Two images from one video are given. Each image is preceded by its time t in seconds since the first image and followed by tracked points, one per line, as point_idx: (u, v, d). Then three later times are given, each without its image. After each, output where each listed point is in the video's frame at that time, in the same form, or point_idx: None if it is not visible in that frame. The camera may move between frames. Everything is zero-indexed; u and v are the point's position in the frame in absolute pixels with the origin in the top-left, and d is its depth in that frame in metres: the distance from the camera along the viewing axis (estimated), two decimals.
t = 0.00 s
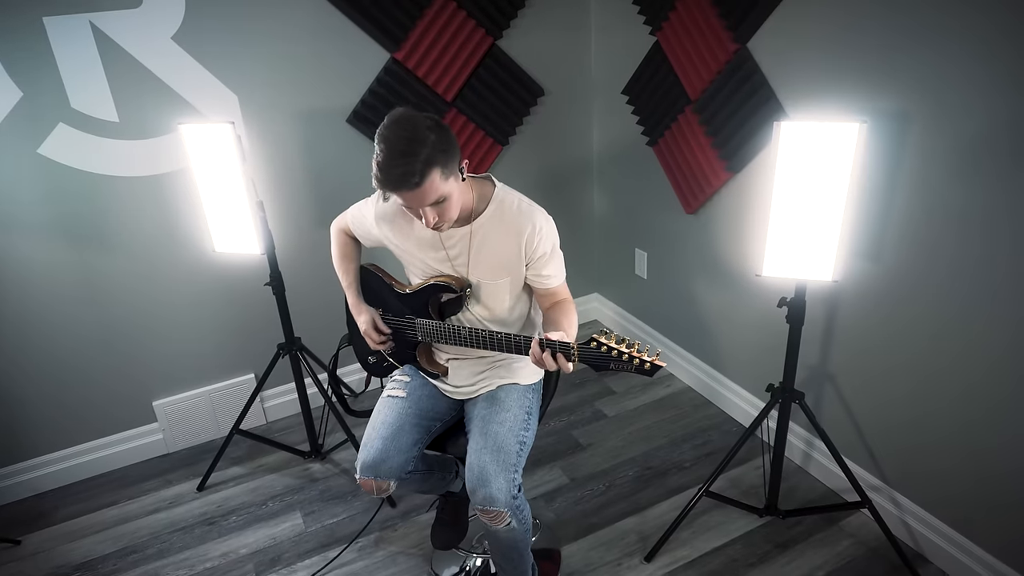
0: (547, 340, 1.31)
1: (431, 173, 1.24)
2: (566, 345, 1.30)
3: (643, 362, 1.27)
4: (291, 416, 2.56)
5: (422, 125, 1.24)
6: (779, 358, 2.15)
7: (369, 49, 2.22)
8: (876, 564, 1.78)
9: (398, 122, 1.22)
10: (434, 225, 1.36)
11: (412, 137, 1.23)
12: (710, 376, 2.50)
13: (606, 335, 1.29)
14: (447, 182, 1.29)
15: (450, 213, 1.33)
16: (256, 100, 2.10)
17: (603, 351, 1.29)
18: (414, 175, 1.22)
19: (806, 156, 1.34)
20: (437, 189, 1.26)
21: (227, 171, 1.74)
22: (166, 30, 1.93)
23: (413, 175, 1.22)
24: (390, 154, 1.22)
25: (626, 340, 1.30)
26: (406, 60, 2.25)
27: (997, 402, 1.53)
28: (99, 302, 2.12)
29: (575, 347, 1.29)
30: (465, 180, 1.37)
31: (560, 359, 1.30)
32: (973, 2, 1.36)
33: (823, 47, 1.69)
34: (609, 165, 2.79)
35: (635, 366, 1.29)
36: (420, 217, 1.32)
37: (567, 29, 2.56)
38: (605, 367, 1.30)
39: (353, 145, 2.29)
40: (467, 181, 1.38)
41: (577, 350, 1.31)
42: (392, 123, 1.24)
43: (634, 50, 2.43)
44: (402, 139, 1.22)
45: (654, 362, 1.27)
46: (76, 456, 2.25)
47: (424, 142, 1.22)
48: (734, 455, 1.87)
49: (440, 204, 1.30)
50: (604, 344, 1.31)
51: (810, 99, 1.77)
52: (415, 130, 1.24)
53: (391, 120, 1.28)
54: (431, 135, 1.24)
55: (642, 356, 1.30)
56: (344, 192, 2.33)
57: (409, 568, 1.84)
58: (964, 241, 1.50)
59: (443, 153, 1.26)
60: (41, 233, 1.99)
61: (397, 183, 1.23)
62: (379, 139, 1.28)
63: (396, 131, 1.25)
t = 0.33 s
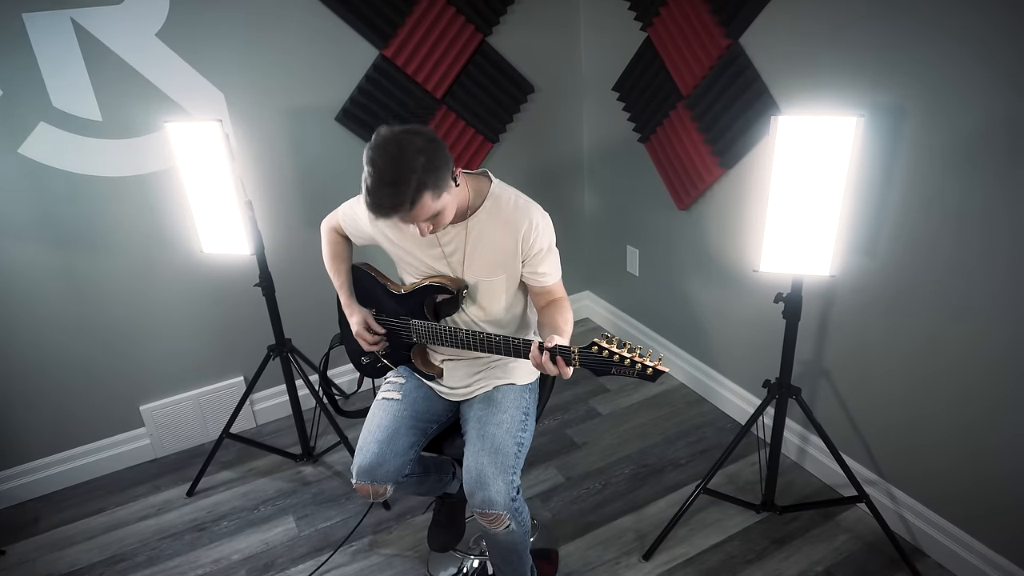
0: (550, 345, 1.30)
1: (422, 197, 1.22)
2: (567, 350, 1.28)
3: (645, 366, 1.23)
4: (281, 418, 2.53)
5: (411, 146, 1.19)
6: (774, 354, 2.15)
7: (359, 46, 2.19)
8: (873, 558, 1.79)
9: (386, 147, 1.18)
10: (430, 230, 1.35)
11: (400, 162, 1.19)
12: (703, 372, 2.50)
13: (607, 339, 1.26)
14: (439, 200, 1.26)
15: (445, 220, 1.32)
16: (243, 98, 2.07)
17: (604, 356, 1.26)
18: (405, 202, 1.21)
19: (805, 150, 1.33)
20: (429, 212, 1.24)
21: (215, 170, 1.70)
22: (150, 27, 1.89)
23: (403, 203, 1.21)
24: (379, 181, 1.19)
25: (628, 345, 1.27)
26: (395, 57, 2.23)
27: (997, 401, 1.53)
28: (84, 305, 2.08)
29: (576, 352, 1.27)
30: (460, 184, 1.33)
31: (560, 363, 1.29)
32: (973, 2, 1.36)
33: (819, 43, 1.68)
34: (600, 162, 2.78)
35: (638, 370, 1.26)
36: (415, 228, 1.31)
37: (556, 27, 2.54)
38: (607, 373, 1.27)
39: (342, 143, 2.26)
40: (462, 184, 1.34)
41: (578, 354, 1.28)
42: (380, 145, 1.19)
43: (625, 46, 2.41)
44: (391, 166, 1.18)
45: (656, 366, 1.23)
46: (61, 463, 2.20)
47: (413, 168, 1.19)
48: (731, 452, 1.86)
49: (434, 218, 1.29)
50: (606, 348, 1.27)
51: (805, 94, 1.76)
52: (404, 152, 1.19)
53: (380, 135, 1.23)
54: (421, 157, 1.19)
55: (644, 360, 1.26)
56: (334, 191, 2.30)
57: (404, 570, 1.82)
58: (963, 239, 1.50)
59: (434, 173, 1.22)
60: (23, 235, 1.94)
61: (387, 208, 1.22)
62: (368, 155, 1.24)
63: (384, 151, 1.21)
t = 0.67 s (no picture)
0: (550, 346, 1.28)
1: (416, 169, 1.20)
2: (567, 353, 1.27)
3: (647, 370, 1.22)
4: (271, 421, 2.49)
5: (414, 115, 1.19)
6: (769, 350, 2.15)
7: (348, 44, 2.16)
8: (870, 555, 1.79)
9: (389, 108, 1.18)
10: (417, 220, 1.31)
11: (401, 127, 1.18)
12: (697, 370, 2.50)
13: (610, 341, 1.25)
14: (431, 181, 1.24)
15: (436, 211, 1.29)
16: (231, 96, 2.02)
17: (606, 359, 1.25)
18: (397, 167, 1.18)
19: (804, 147, 1.33)
20: (421, 187, 1.21)
21: (203, 170, 1.66)
22: (134, 22, 1.84)
23: (396, 168, 1.18)
24: (376, 142, 1.17)
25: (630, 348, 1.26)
26: (385, 55, 2.20)
27: (995, 397, 1.54)
28: (67, 308, 2.03)
29: (577, 355, 1.25)
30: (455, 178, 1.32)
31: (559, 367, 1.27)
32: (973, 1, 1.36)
33: (815, 41, 1.68)
34: (591, 161, 2.77)
35: (640, 374, 1.25)
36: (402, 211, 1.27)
37: (548, 23, 2.53)
38: (609, 376, 1.25)
39: (331, 142, 2.23)
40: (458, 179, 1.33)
41: (579, 357, 1.27)
42: (384, 109, 1.19)
43: (617, 44, 2.40)
44: (391, 129, 1.17)
45: (658, 370, 1.22)
46: (45, 470, 2.15)
47: (412, 136, 1.18)
48: (728, 450, 1.86)
49: (422, 201, 1.25)
50: (608, 351, 1.26)
51: (800, 90, 1.76)
52: (406, 120, 1.19)
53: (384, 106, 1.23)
54: (421, 127, 1.19)
55: (647, 364, 1.25)
56: (324, 190, 2.27)
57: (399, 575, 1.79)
58: (961, 236, 1.51)
59: (432, 149, 1.21)
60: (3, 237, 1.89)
61: (378, 171, 1.19)
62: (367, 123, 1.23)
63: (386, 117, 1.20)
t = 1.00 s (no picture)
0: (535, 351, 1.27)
1: (418, 184, 1.18)
2: (570, 357, 1.24)
3: (653, 378, 1.21)
4: (267, 426, 2.46)
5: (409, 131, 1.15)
6: (768, 350, 2.15)
7: (344, 43, 2.13)
8: (872, 554, 1.79)
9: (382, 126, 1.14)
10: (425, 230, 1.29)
11: (398, 145, 1.15)
12: (695, 370, 2.49)
13: (614, 348, 1.23)
14: (436, 192, 1.21)
15: (443, 217, 1.28)
16: (225, 95, 1.99)
17: (610, 366, 1.23)
18: (398, 187, 1.16)
19: (808, 146, 1.32)
20: (423, 202, 1.19)
21: (199, 172, 1.63)
22: (126, 21, 1.81)
23: (397, 188, 1.16)
24: (373, 164, 1.15)
25: (635, 354, 1.24)
26: (380, 55, 2.17)
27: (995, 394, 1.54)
28: (57, 313, 1.98)
29: (580, 360, 1.23)
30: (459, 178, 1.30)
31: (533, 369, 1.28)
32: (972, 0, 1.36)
33: (814, 40, 1.68)
34: (587, 161, 2.76)
35: (645, 381, 1.23)
36: (409, 223, 1.26)
37: (543, 23, 2.51)
38: (612, 382, 1.24)
39: (326, 143, 2.21)
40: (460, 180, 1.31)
41: (582, 363, 1.25)
42: (377, 128, 1.15)
43: (614, 43, 2.39)
44: (387, 149, 1.14)
45: (663, 377, 1.21)
46: (35, 479, 2.10)
47: (410, 153, 1.15)
48: (729, 451, 1.85)
49: (429, 212, 1.23)
50: (612, 357, 1.24)
51: (800, 90, 1.76)
52: (401, 136, 1.15)
53: (378, 117, 1.19)
54: (418, 143, 1.15)
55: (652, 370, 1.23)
56: (320, 191, 2.24)
57: None
58: (961, 235, 1.51)
59: (432, 161, 1.18)
60: None
61: (380, 192, 1.17)
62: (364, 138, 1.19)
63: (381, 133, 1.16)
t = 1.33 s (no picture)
0: (532, 343, 1.25)
1: (439, 152, 1.15)
2: (580, 349, 1.22)
3: (666, 364, 1.18)
4: (266, 429, 2.43)
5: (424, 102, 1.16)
6: (770, 347, 2.14)
7: (342, 41, 2.11)
8: (878, 552, 1.78)
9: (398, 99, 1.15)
10: (444, 218, 1.25)
11: (414, 115, 1.14)
12: (697, 369, 2.49)
13: (624, 337, 1.20)
14: (454, 165, 1.19)
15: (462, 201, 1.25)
16: (223, 95, 1.97)
17: (621, 354, 1.20)
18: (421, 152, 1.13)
19: (817, 143, 1.31)
20: (446, 169, 1.16)
21: (199, 172, 1.60)
22: (122, 19, 1.78)
23: (419, 152, 1.12)
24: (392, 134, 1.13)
25: (646, 343, 1.22)
26: (379, 53, 2.15)
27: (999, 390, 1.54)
28: (52, 317, 1.94)
29: (591, 351, 1.21)
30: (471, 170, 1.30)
31: (532, 363, 1.25)
32: (972, 1, 1.37)
33: (816, 38, 1.68)
34: (586, 160, 2.75)
35: (657, 369, 1.20)
36: (430, 208, 1.21)
37: (542, 21, 2.50)
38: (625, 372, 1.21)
39: (325, 142, 2.18)
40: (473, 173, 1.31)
41: (592, 354, 1.22)
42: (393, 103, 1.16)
43: (613, 40, 2.37)
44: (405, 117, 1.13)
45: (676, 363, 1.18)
46: (31, 486, 2.06)
47: (428, 119, 1.14)
48: (736, 450, 1.84)
49: (448, 188, 1.20)
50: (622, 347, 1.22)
51: (802, 88, 1.76)
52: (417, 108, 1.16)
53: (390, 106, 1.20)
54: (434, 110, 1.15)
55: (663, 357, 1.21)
56: (319, 191, 2.22)
57: None
58: (963, 233, 1.51)
59: (449, 131, 1.17)
60: None
61: (402, 162, 1.13)
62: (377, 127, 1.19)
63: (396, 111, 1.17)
